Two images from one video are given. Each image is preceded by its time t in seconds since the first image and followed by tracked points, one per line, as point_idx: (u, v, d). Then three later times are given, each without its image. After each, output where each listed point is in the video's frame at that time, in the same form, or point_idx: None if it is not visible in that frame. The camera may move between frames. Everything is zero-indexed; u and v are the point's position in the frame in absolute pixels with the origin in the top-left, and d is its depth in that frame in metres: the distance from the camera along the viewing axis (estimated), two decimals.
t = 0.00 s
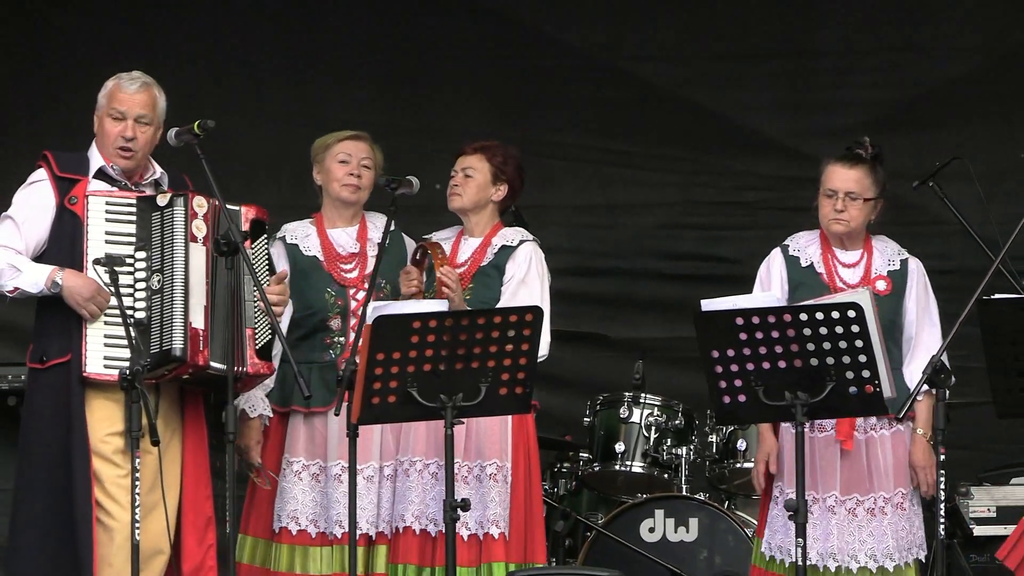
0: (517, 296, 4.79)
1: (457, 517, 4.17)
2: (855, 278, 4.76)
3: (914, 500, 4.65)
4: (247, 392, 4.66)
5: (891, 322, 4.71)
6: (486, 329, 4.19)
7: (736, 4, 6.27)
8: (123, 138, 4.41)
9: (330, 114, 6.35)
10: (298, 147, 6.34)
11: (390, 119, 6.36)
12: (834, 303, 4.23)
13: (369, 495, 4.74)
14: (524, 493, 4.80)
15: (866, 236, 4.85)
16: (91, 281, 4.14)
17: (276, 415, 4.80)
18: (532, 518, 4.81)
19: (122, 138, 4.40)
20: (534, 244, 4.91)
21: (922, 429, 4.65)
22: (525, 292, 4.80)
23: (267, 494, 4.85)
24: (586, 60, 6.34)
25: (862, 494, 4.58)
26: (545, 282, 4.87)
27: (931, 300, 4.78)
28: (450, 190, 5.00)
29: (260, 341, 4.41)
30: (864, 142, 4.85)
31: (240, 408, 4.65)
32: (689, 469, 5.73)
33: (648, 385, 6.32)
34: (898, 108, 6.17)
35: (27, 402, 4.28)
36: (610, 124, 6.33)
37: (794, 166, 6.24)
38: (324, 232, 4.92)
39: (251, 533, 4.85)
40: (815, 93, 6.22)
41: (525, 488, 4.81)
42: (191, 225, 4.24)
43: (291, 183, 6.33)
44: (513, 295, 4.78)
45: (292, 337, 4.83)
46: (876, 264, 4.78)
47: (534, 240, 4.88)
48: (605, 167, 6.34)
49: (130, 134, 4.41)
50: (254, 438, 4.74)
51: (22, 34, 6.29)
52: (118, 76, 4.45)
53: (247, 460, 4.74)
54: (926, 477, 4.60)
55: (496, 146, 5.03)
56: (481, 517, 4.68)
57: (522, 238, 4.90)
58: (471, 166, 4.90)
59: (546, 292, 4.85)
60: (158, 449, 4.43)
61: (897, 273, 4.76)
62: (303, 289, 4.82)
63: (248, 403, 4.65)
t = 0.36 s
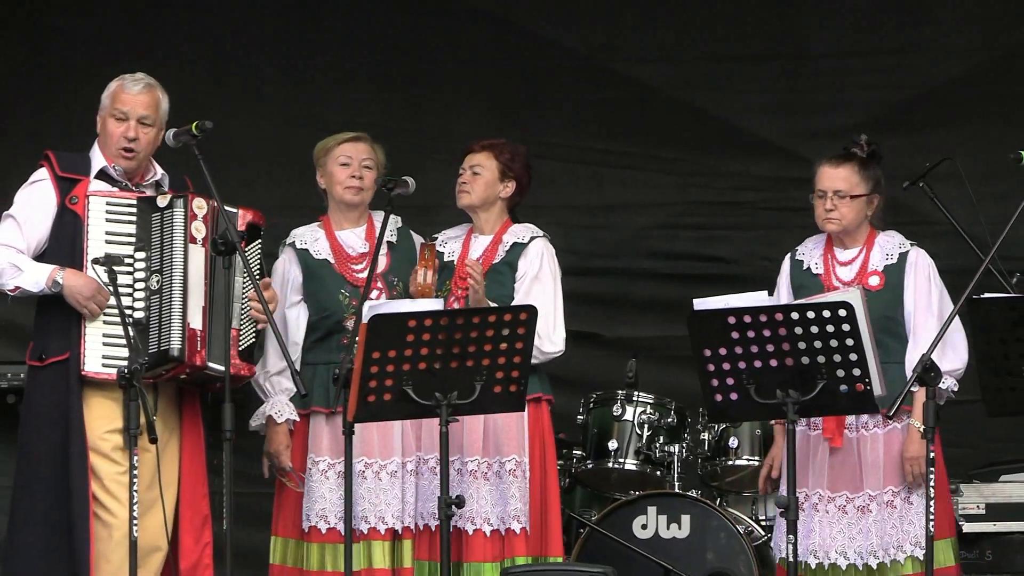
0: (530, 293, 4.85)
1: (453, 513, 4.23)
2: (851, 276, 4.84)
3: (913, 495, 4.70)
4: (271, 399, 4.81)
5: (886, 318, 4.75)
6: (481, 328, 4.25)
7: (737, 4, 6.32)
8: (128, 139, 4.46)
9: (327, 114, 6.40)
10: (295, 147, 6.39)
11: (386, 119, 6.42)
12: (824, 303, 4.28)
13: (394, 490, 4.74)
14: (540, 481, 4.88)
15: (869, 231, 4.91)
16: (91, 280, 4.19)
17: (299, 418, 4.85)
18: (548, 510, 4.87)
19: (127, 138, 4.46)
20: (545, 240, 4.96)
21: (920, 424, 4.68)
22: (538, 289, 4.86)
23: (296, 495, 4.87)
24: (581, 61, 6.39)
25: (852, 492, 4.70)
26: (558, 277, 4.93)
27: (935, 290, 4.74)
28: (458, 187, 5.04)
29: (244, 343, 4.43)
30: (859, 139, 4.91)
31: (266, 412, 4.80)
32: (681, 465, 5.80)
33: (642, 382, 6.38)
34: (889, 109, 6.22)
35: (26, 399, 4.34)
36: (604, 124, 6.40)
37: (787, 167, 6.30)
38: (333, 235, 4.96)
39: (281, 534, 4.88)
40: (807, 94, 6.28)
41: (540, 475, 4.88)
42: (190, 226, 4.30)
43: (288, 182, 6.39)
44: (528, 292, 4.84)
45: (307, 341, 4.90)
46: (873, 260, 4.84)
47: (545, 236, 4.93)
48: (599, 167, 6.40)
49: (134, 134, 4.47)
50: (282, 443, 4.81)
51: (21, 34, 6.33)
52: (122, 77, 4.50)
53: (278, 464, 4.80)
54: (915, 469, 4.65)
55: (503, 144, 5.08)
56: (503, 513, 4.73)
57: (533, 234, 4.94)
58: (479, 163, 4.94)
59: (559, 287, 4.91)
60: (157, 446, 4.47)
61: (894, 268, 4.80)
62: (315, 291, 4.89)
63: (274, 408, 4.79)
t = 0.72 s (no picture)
0: (516, 294, 4.90)
1: (437, 511, 4.27)
2: (836, 276, 4.90)
3: (896, 493, 4.74)
4: (255, 399, 4.86)
5: (867, 315, 4.82)
6: (465, 328, 4.29)
7: (737, 4, 6.39)
8: (138, 141, 4.53)
9: (314, 116, 6.44)
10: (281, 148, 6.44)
11: (372, 120, 6.46)
12: (804, 303, 4.34)
13: (378, 489, 4.78)
14: (528, 478, 4.92)
15: (857, 231, 4.97)
16: (83, 279, 4.23)
17: (283, 418, 4.90)
18: (537, 506, 4.91)
19: (138, 141, 4.53)
20: (529, 241, 5.01)
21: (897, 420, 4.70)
22: (523, 290, 4.91)
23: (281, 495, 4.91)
24: (567, 63, 6.45)
25: (841, 490, 4.77)
26: (542, 278, 4.99)
27: (916, 289, 4.79)
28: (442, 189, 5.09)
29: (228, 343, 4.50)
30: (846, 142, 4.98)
31: (249, 413, 4.83)
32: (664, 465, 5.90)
33: (626, 382, 6.43)
34: (870, 111, 6.30)
35: (15, 399, 4.38)
36: (589, 126, 6.46)
37: (769, 168, 6.36)
38: (319, 236, 5.02)
39: (273, 534, 4.91)
40: (790, 97, 6.35)
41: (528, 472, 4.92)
42: (181, 226, 4.35)
43: (273, 182, 6.43)
44: (513, 293, 4.89)
45: (292, 341, 4.95)
46: (858, 260, 4.90)
47: (529, 237, 4.99)
48: (583, 168, 6.46)
49: (145, 136, 4.54)
50: (264, 444, 4.85)
51: (12, 34, 6.39)
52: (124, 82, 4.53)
53: (259, 465, 4.85)
54: (892, 464, 4.69)
55: (487, 146, 5.13)
56: (490, 512, 4.77)
57: (517, 235, 5.00)
58: (461, 164, 5.00)
59: (543, 288, 4.96)
60: (144, 444, 4.53)
61: (878, 267, 4.86)
62: (300, 292, 4.94)
63: (256, 408, 4.83)
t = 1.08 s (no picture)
0: (488, 297, 4.96)
1: (424, 509, 4.32)
2: (821, 275, 4.90)
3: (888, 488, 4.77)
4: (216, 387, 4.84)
5: (855, 315, 4.84)
6: (453, 327, 4.34)
7: (721, 6, 6.43)
8: (132, 146, 4.58)
9: (302, 116, 6.50)
10: (270, 149, 6.49)
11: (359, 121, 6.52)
12: (789, 302, 4.36)
13: (336, 489, 4.82)
14: (498, 478, 4.98)
15: (834, 234, 4.98)
16: (73, 280, 4.29)
17: (247, 410, 4.96)
18: (509, 500, 5.02)
19: (132, 146, 4.58)
20: (503, 246, 5.06)
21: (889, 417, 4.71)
22: (496, 293, 4.97)
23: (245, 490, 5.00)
24: (552, 64, 6.50)
25: (832, 485, 4.76)
26: (514, 283, 5.04)
27: (900, 292, 4.88)
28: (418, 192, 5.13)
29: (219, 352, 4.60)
30: (830, 144, 4.97)
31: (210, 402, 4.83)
32: (648, 462, 5.94)
33: (611, 381, 6.50)
34: (854, 113, 6.36)
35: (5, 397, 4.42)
36: (574, 127, 6.51)
37: (752, 169, 6.42)
38: (299, 233, 5.07)
39: (231, 526, 4.98)
40: (773, 98, 6.40)
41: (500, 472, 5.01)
42: (176, 231, 4.41)
43: (262, 183, 6.49)
44: (485, 296, 4.95)
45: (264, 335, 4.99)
46: (843, 261, 4.91)
47: (503, 242, 5.04)
48: (568, 169, 6.52)
49: (138, 141, 4.59)
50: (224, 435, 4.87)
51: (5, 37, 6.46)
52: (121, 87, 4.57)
53: (218, 455, 4.88)
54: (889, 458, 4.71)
55: (463, 149, 5.17)
56: (454, 510, 4.81)
57: (491, 240, 5.05)
58: (438, 168, 5.04)
59: (515, 291, 5.02)
60: (134, 444, 4.57)
61: (864, 269, 4.89)
62: (275, 288, 4.98)
63: (218, 399, 4.81)
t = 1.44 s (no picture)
0: (470, 300, 5.02)
1: (415, 506, 4.37)
2: (804, 278, 4.92)
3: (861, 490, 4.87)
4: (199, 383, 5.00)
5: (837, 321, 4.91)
6: (443, 326, 4.40)
7: (709, 8, 6.49)
8: (122, 147, 4.63)
9: (293, 117, 6.56)
10: (262, 150, 6.55)
11: (350, 122, 6.57)
12: (776, 302, 4.42)
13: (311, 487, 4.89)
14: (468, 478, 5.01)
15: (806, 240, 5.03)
16: (65, 281, 4.33)
17: (227, 406, 5.03)
18: (471, 516, 5.01)
19: (122, 147, 4.63)
20: (485, 249, 5.12)
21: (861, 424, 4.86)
22: (477, 297, 5.03)
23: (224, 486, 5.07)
24: (541, 66, 6.57)
25: (816, 485, 4.77)
26: (495, 286, 5.10)
27: (864, 304, 5.00)
28: (406, 195, 5.17)
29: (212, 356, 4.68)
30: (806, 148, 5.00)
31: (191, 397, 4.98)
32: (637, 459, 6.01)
33: (599, 379, 6.57)
34: (840, 114, 6.42)
35: None
36: (563, 128, 6.58)
37: (740, 170, 6.48)
38: (284, 234, 5.12)
39: (210, 523, 5.04)
40: (760, 100, 6.46)
41: (467, 478, 5.01)
42: (165, 231, 4.44)
43: (254, 183, 6.54)
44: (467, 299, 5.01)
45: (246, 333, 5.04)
46: (819, 266, 4.97)
47: (486, 247, 5.09)
48: (557, 170, 6.58)
49: (128, 142, 4.64)
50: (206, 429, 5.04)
51: None
52: (111, 89, 4.61)
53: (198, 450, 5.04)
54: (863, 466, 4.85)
55: (449, 152, 5.22)
56: (425, 508, 4.87)
57: (474, 244, 5.10)
58: (427, 172, 5.08)
59: (496, 294, 5.09)
60: (127, 442, 4.62)
61: (839, 274, 4.97)
62: (260, 289, 5.03)
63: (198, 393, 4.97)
